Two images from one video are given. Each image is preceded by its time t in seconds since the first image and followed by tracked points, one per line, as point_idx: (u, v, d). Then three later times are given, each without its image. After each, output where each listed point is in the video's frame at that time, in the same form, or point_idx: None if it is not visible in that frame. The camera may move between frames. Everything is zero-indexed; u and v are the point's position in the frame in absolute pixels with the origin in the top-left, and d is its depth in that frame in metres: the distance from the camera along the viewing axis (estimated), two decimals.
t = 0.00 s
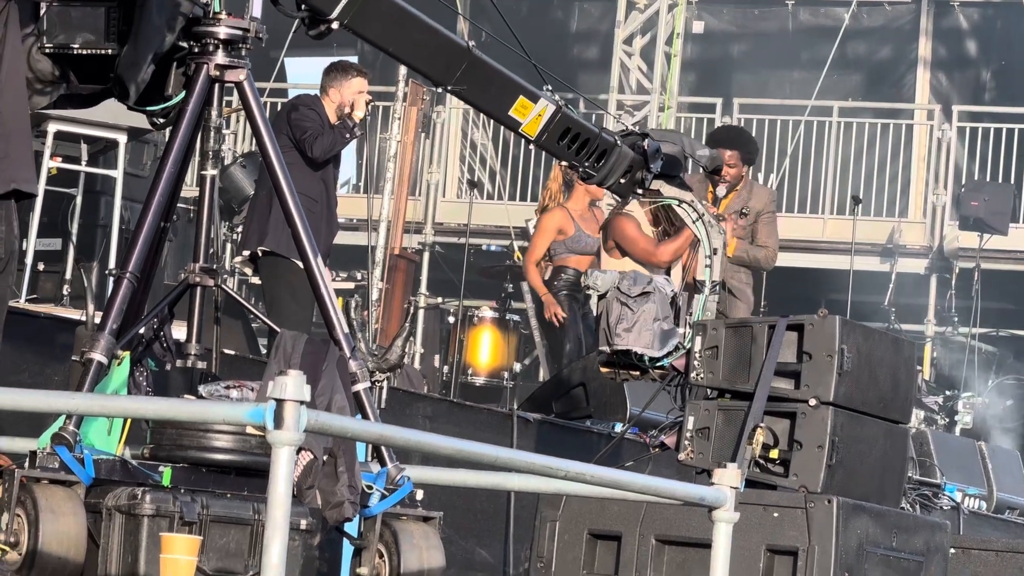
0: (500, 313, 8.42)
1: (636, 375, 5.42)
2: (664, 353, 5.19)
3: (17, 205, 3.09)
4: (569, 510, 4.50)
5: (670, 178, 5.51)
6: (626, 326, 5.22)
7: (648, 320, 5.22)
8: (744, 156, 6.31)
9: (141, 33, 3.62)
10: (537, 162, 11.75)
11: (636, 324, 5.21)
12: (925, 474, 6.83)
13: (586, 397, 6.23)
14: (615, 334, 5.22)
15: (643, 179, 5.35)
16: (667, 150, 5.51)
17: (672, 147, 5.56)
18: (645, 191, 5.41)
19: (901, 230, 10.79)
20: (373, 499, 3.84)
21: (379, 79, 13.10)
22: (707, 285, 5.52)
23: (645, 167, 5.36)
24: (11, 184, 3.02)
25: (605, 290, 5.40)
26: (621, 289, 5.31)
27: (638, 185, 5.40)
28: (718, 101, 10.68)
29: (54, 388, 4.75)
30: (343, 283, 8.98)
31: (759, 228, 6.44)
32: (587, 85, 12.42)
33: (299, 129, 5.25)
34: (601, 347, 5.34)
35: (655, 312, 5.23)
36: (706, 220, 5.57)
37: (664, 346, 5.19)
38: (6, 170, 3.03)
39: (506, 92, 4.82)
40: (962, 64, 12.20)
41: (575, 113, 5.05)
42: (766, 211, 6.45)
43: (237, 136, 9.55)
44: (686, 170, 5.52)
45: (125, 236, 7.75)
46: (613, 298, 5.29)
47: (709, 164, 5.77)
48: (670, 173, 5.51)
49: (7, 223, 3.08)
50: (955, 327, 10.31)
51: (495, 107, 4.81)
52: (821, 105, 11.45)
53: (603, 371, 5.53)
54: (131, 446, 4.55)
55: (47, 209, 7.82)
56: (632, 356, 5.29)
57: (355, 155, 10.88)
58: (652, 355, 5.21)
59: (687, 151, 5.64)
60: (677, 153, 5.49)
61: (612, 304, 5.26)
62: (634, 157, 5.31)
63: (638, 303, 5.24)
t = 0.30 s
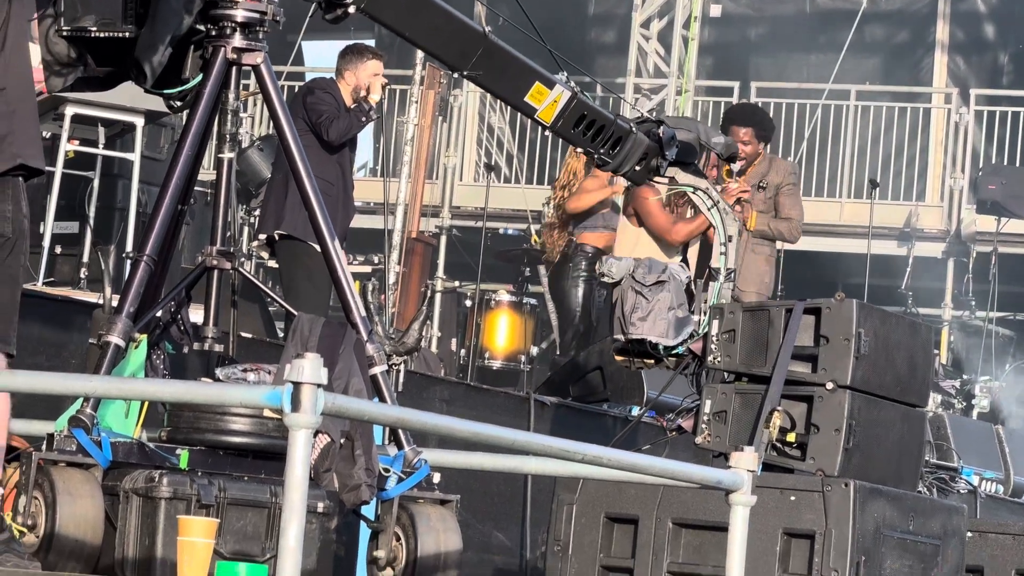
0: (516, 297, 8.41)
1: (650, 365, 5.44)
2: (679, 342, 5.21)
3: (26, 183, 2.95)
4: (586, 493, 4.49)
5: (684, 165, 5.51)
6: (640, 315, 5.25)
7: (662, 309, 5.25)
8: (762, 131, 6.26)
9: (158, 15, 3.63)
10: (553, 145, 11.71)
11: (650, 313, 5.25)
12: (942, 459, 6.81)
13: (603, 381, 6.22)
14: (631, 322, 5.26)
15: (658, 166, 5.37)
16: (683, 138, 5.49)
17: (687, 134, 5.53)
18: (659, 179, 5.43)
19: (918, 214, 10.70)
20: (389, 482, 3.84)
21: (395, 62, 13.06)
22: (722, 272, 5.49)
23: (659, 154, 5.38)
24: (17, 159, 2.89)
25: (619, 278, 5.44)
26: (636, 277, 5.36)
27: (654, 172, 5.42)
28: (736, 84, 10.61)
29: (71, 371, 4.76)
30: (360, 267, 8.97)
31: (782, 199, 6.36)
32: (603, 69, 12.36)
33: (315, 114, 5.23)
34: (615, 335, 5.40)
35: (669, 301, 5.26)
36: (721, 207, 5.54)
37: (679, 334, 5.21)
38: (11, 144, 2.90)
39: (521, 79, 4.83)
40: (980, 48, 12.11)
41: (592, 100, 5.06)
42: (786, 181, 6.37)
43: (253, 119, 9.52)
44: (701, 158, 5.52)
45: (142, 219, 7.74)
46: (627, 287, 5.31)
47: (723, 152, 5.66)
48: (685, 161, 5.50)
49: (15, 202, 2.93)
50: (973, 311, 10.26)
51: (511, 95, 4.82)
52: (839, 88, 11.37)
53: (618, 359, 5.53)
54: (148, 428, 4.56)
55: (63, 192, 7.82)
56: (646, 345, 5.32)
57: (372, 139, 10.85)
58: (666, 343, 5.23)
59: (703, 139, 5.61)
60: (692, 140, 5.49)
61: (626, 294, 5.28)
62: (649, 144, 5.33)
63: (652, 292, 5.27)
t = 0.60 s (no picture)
0: (535, 277, 8.40)
1: (667, 347, 5.42)
2: (697, 325, 5.16)
3: (39, 160, 2.93)
4: (604, 473, 4.49)
5: (702, 147, 5.45)
6: (658, 298, 5.17)
7: (680, 292, 5.17)
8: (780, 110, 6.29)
9: None
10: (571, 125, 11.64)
11: (668, 296, 5.17)
12: (962, 439, 6.78)
13: (621, 360, 6.29)
14: (648, 305, 5.17)
15: (676, 148, 5.33)
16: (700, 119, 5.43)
17: (703, 115, 5.47)
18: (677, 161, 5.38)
19: (937, 194, 10.62)
20: (409, 462, 3.86)
21: (414, 42, 13.03)
22: (740, 254, 5.44)
23: (677, 136, 5.33)
24: (29, 136, 2.88)
25: (637, 260, 5.28)
26: (654, 260, 5.25)
27: (671, 154, 5.38)
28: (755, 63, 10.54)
29: (92, 350, 4.78)
30: (379, 247, 8.97)
31: (807, 175, 6.19)
32: (622, 48, 12.29)
33: (334, 93, 5.21)
34: (632, 318, 5.32)
35: (687, 284, 5.17)
36: (739, 188, 5.49)
37: (697, 317, 5.15)
38: (24, 121, 2.90)
39: (539, 62, 4.82)
40: (1002, 27, 12.00)
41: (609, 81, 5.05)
42: (809, 157, 6.22)
43: (272, 100, 9.51)
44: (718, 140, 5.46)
45: (161, 199, 7.74)
46: (645, 270, 5.25)
47: (740, 133, 5.81)
48: (702, 143, 5.45)
49: (30, 180, 2.90)
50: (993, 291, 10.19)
51: (528, 76, 4.81)
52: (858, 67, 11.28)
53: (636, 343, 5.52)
54: (168, 408, 4.58)
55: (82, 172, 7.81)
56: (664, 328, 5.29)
57: (391, 119, 10.83)
58: (685, 327, 5.18)
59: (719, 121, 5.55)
60: (709, 121, 5.43)
61: (644, 277, 5.23)
62: (666, 126, 5.30)
63: (670, 275, 5.19)
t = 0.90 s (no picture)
0: (554, 259, 8.39)
1: (686, 330, 5.39)
2: (715, 308, 5.14)
3: (58, 143, 2.93)
4: (624, 455, 4.48)
5: (720, 130, 5.37)
6: (676, 282, 5.17)
7: (698, 276, 5.16)
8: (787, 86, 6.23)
9: None
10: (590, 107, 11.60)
11: (686, 280, 5.16)
12: (982, 420, 6.75)
13: (640, 343, 6.28)
14: (665, 290, 5.16)
15: (695, 132, 5.26)
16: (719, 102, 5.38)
17: (722, 99, 5.44)
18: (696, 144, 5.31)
19: (956, 175, 10.60)
20: (429, 443, 3.87)
21: (432, 24, 12.99)
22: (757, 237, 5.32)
23: (695, 119, 5.26)
24: (48, 118, 2.88)
25: (655, 243, 5.24)
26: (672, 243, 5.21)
27: (689, 137, 5.30)
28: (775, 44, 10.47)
29: (111, 332, 4.79)
30: (398, 229, 8.97)
31: (808, 159, 6.29)
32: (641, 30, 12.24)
33: (354, 76, 5.20)
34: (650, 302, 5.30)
35: (705, 268, 5.16)
36: (757, 170, 5.40)
37: (715, 300, 5.14)
38: (43, 103, 2.89)
39: (556, 45, 4.97)
40: None
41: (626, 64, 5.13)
42: (811, 141, 6.32)
43: (291, 82, 9.50)
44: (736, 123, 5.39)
45: (181, 181, 7.74)
46: (663, 253, 5.21)
47: (759, 117, 5.60)
48: (720, 125, 5.37)
49: (50, 162, 2.90)
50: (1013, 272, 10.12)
51: (546, 59, 4.94)
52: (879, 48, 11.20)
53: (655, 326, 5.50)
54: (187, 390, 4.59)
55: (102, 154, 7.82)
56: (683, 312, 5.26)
57: (410, 101, 10.80)
58: (703, 310, 5.17)
59: (738, 104, 5.51)
60: (728, 105, 5.40)
61: (661, 260, 5.20)
62: (686, 109, 5.24)
63: (688, 259, 5.17)
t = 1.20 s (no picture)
0: (566, 246, 8.38)
1: (698, 319, 5.36)
2: (726, 297, 5.12)
3: (71, 130, 2.93)
4: (636, 442, 4.47)
5: (732, 118, 5.39)
6: (688, 271, 5.12)
7: (710, 266, 5.12)
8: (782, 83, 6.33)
9: None
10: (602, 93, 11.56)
11: (698, 269, 5.11)
12: (994, 407, 6.72)
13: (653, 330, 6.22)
14: (677, 279, 5.13)
15: (706, 120, 5.23)
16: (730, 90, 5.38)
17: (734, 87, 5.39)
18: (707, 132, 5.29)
19: (969, 161, 10.56)
20: (440, 430, 3.87)
21: (444, 11, 12.96)
22: (768, 226, 5.28)
23: (707, 107, 5.24)
24: (60, 105, 2.87)
25: (667, 232, 5.26)
26: (683, 232, 5.17)
27: (701, 125, 5.29)
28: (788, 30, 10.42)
29: (123, 320, 4.79)
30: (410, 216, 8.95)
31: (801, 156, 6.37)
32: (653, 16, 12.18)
33: (366, 63, 5.18)
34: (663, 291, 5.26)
35: (716, 257, 5.12)
36: (769, 158, 5.34)
37: (726, 289, 5.11)
38: (55, 89, 2.89)
39: (568, 32, 5.02)
40: None
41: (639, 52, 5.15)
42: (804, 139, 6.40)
43: (302, 70, 9.48)
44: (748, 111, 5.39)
45: (192, 168, 7.74)
46: (675, 243, 5.17)
47: (771, 104, 5.54)
48: (732, 113, 5.37)
49: (62, 149, 2.90)
50: None
51: (558, 44, 5.02)
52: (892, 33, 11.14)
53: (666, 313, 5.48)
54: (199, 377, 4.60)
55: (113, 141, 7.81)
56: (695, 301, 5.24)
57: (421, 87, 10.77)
58: (714, 300, 5.14)
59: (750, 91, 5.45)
60: (740, 93, 5.38)
61: (672, 250, 5.16)
62: (697, 97, 5.21)
63: (699, 248, 5.12)
